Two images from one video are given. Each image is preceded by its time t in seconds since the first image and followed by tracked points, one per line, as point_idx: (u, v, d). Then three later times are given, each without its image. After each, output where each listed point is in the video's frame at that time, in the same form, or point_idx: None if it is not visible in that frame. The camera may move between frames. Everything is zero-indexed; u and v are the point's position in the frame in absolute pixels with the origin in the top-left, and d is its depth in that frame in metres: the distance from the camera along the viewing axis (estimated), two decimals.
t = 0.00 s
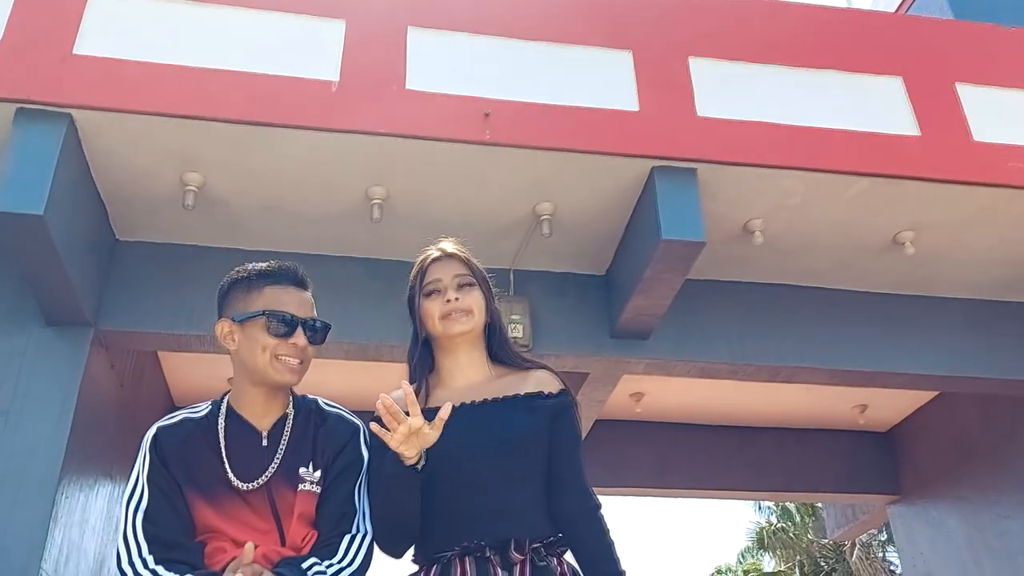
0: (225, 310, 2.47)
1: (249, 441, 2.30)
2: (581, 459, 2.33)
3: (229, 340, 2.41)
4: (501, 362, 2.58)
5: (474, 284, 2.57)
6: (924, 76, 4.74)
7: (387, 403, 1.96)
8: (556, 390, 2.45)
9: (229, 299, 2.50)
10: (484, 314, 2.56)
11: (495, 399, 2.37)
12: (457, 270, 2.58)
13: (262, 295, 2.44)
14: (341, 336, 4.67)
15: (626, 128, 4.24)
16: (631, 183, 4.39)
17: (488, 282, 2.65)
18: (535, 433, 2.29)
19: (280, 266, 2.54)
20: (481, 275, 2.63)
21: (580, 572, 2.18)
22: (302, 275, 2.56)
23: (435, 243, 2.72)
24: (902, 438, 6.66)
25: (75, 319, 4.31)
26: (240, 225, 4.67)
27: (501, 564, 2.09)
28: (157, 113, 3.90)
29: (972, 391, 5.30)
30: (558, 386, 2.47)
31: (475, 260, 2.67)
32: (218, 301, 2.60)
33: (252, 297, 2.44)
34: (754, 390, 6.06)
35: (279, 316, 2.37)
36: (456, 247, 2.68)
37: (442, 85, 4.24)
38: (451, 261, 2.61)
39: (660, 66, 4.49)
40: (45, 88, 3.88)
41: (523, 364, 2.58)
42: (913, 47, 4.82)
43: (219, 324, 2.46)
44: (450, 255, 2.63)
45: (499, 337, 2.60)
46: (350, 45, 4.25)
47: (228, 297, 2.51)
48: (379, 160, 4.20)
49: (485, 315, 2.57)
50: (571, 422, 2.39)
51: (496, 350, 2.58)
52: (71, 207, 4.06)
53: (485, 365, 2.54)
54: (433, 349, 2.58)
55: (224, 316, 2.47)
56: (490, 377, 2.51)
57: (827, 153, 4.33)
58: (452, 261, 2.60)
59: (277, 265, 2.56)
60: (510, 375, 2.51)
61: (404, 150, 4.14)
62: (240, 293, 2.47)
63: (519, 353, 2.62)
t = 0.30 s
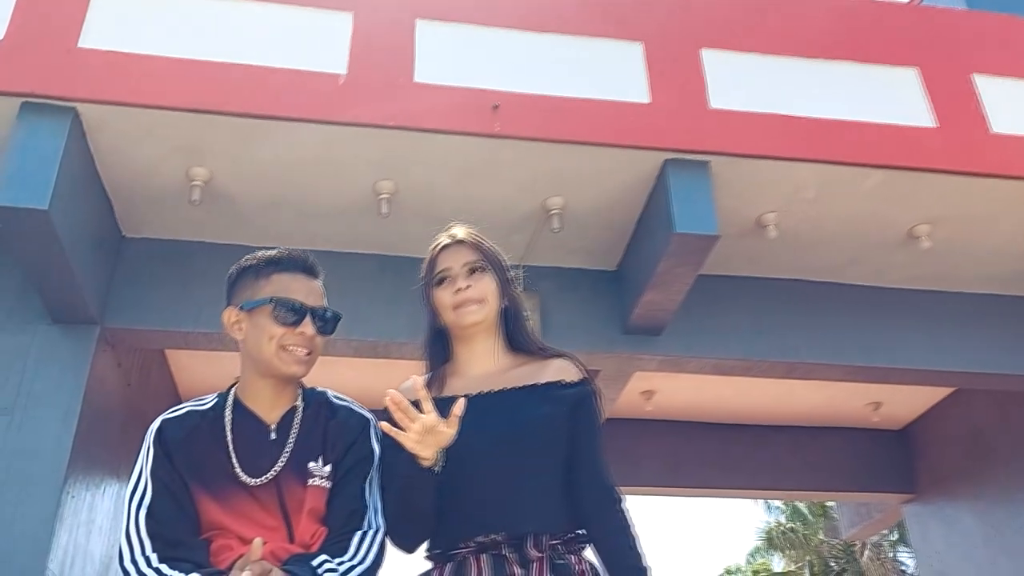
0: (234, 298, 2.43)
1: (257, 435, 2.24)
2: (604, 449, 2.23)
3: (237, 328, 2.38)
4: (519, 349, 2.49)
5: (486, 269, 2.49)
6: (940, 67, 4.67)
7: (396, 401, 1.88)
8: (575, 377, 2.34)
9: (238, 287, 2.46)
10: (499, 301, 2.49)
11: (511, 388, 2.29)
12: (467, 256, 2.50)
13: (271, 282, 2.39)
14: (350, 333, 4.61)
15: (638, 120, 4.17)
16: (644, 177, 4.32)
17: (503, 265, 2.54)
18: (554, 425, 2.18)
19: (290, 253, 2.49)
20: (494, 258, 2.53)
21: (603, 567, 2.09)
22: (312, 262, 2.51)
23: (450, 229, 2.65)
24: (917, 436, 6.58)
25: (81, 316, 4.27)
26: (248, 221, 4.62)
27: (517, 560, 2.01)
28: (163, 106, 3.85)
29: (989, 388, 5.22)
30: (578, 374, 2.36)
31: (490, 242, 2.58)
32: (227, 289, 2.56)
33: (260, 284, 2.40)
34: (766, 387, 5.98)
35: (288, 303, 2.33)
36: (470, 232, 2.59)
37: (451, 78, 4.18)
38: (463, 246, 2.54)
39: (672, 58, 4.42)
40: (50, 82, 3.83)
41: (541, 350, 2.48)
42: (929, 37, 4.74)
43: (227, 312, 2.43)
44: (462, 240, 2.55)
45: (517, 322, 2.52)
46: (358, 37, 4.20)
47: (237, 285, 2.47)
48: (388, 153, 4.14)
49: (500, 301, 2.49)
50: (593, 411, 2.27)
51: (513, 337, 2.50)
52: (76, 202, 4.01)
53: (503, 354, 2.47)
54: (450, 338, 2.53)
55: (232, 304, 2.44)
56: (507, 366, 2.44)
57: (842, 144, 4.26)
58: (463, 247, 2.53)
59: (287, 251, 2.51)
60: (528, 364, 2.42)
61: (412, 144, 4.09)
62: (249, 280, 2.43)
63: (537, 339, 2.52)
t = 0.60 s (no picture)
0: (232, 289, 2.38)
1: (258, 429, 2.20)
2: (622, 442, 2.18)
3: (236, 320, 2.32)
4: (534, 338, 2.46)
5: (495, 255, 2.44)
6: (953, 56, 4.60)
7: (403, 406, 1.81)
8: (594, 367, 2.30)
9: (236, 276, 2.41)
10: (510, 287, 2.43)
11: (530, 377, 2.24)
12: (476, 243, 2.45)
13: (268, 271, 2.34)
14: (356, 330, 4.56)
15: (646, 112, 4.11)
16: (652, 170, 4.26)
17: (514, 251, 2.50)
18: (573, 414, 2.14)
19: (288, 241, 2.44)
20: (504, 244, 2.49)
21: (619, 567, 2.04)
22: (311, 250, 2.46)
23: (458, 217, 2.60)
24: (929, 432, 6.50)
25: (85, 315, 4.23)
26: (252, 217, 4.58)
27: (530, 557, 1.95)
28: (165, 101, 3.81)
29: (1003, 382, 5.14)
30: (596, 364, 2.32)
31: (499, 227, 2.53)
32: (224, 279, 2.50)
33: (258, 273, 2.35)
34: (777, 384, 5.92)
35: (289, 292, 2.27)
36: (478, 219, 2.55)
37: (456, 71, 4.13)
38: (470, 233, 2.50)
39: (681, 50, 4.36)
40: (51, 77, 3.79)
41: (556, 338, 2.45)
42: (941, 27, 4.68)
43: (225, 303, 2.37)
44: (471, 228, 2.50)
45: (532, 311, 2.49)
46: (363, 31, 4.15)
47: (235, 275, 2.41)
48: (393, 148, 4.09)
49: (511, 287, 2.44)
50: (611, 403, 2.23)
51: (528, 326, 2.48)
52: (78, 199, 3.97)
53: (516, 342, 2.41)
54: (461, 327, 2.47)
55: (230, 295, 2.39)
56: (522, 354, 2.38)
57: (854, 135, 4.19)
58: (471, 235, 2.48)
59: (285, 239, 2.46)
60: (543, 354, 2.37)
61: (417, 137, 4.03)
62: (247, 270, 2.38)
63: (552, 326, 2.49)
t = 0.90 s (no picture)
0: (229, 275, 2.36)
1: (259, 418, 2.20)
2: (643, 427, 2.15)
3: (233, 306, 2.31)
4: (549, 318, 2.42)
5: (501, 236, 2.42)
6: (964, 40, 4.54)
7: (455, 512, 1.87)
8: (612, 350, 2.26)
9: (233, 262, 2.39)
10: (519, 267, 2.41)
11: (543, 363, 2.21)
12: (481, 226, 2.44)
13: (265, 255, 2.31)
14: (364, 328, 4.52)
15: (654, 101, 4.06)
16: (661, 160, 4.21)
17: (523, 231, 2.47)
18: (590, 400, 2.12)
19: (283, 223, 2.40)
20: (512, 223, 2.46)
21: (637, 555, 1.99)
22: (308, 231, 2.42)
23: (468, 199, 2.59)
24: (945, 423, 6.42)
25: (93, 316, 4.21)
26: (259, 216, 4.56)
27: (542, 547, 1.92)
28: (169, 98, 3.79)
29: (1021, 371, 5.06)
30: (614, 346, 2.27)
31: (507, 208, 2.51)
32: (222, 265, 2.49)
33: (255, 258, 2.32)
34: (790, 376, 5.85)
35: (286, 276, 2.25)
36: (485, 200, 2.53)
37: (461, 63, 4.09)
38: (477, 215, 2.49)
39: (687, 38, 4.31)
40: (54, 76, 3.77)
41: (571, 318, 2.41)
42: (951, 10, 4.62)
43: (222, 290, 2.36)
44: (478, 210, 2.49)
45: (547, 290, 2.45)
46: (367, 25, 4.12)
47: (232, 261, 2.40)
48: (398, 142, 4.06)
49: (520, 267, 2.41)
50: (630, 386, 2.19)
51: (544, 307, 2.43)
52: (84, 199, 3.95)
53: (531, 323, 2.39)
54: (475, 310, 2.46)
55: (227, 281, 2.37)
56: (535, 335, 2.36)
57: (865, 121, 4.13)
58: (478, 217, 2.47)
59: (281, 222, 2.42)
60: (557, 335, 2.34)
61: (422, 131, 4.00)
62: (243, 255, 2.36)
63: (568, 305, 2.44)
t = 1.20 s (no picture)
0: (228, 255, 2.33)
1: (261, 400, 2.15)
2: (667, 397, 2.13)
3: (232, 286, 2.28)
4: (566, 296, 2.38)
5: (513, 214, 2.37)
6: (983, 21, 4.45)
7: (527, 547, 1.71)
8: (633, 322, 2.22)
9: (232, 242, 2.36)
10: (534, 243, 2.36)
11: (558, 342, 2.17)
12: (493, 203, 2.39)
13: (265, 233, 2.28)
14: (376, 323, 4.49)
15: (667, 88, 4.00)
16: (675, 148, 4.14)
17: (537, 207, 2.42)
18: (612, 373, 2.10)
19: (283, 201, 2.38)
20: (524, 200, 2.41)
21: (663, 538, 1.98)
22: (308, 210, 2.40)
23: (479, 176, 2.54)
24: (967, 414, 6.32)
25: (104, 313, 4.19)
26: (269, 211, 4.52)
27: (556, 530, 1.93)
28: (177, 93, 3.76)
29: None
30: (636, 317, 2.23)
31: (519, 184, 2.46)
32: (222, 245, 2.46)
33: (254, 237, 2.30)
34: (809, 367, 5.77)
35: (285, 253, 2.22)
36: (497, 177, 2.48)
37: (471, 52, 4.04)
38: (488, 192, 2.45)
39: (699, 24, 4.25)
40: (61, 73, 3.74)
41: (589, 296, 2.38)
42: None
43: (220, 270, 2.32)
44: (490, 188, 2.44)
45: (564, 267, 2.40)
46: (375, 16, 4.08)
47: (231, 241, 2.37)
48: (408, 133, 4.01)
49: (535, 243, 2.36)
50: (653, 359, 2.15)
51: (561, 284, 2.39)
52: (93, 196, 3.93)
53: (547, 302, 2.36)
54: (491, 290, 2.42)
55: (226, 261, 2.34)
56: (553, 315, 2.32)
57: (884, 104, 4.04)
58: (489, 195, 2.42)
59: (281, 200, 2.40)
60: (574, 314, 2.30)
61: (432, 122, 3.95)
62: (243, 235, 2.33)
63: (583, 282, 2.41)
